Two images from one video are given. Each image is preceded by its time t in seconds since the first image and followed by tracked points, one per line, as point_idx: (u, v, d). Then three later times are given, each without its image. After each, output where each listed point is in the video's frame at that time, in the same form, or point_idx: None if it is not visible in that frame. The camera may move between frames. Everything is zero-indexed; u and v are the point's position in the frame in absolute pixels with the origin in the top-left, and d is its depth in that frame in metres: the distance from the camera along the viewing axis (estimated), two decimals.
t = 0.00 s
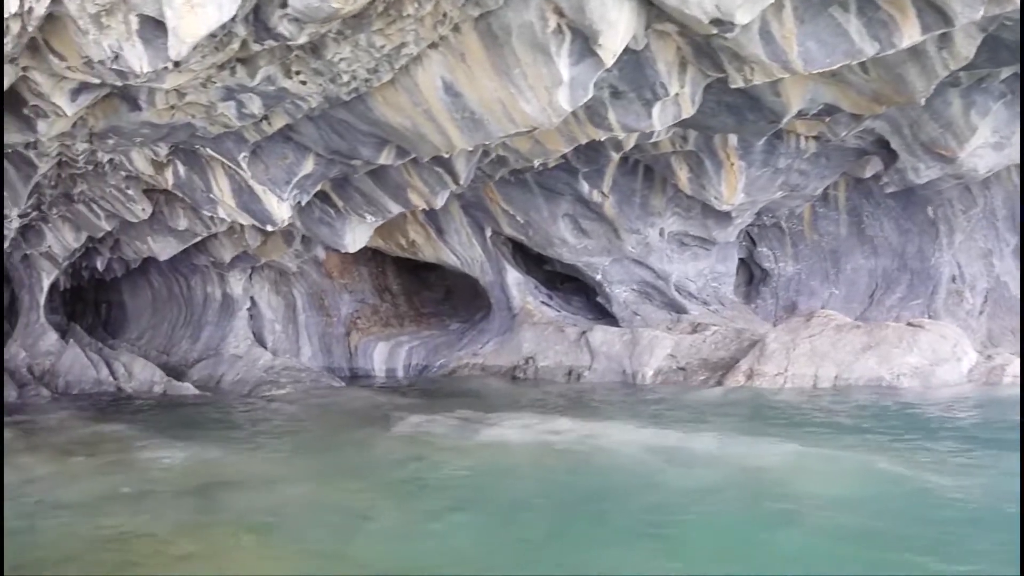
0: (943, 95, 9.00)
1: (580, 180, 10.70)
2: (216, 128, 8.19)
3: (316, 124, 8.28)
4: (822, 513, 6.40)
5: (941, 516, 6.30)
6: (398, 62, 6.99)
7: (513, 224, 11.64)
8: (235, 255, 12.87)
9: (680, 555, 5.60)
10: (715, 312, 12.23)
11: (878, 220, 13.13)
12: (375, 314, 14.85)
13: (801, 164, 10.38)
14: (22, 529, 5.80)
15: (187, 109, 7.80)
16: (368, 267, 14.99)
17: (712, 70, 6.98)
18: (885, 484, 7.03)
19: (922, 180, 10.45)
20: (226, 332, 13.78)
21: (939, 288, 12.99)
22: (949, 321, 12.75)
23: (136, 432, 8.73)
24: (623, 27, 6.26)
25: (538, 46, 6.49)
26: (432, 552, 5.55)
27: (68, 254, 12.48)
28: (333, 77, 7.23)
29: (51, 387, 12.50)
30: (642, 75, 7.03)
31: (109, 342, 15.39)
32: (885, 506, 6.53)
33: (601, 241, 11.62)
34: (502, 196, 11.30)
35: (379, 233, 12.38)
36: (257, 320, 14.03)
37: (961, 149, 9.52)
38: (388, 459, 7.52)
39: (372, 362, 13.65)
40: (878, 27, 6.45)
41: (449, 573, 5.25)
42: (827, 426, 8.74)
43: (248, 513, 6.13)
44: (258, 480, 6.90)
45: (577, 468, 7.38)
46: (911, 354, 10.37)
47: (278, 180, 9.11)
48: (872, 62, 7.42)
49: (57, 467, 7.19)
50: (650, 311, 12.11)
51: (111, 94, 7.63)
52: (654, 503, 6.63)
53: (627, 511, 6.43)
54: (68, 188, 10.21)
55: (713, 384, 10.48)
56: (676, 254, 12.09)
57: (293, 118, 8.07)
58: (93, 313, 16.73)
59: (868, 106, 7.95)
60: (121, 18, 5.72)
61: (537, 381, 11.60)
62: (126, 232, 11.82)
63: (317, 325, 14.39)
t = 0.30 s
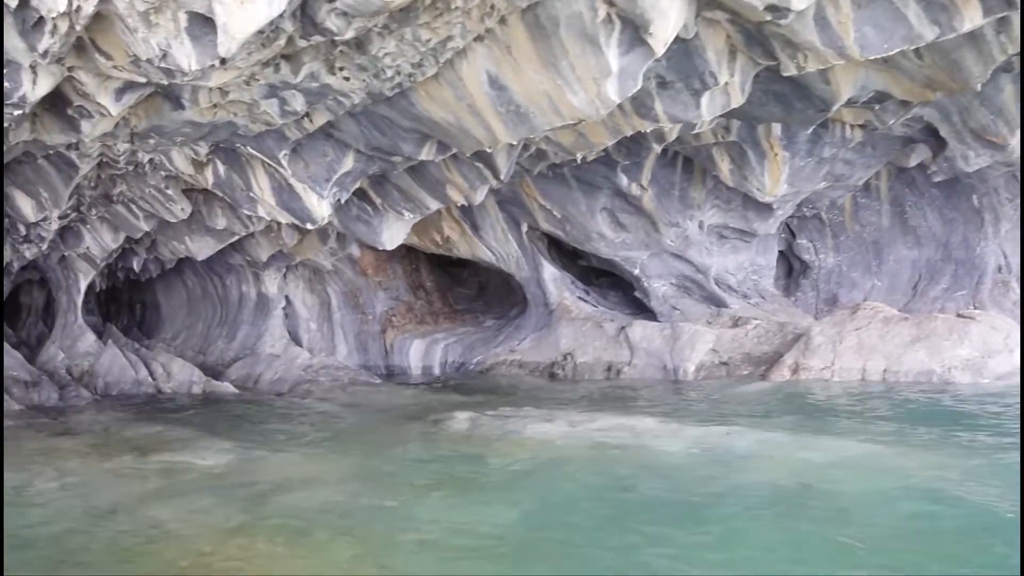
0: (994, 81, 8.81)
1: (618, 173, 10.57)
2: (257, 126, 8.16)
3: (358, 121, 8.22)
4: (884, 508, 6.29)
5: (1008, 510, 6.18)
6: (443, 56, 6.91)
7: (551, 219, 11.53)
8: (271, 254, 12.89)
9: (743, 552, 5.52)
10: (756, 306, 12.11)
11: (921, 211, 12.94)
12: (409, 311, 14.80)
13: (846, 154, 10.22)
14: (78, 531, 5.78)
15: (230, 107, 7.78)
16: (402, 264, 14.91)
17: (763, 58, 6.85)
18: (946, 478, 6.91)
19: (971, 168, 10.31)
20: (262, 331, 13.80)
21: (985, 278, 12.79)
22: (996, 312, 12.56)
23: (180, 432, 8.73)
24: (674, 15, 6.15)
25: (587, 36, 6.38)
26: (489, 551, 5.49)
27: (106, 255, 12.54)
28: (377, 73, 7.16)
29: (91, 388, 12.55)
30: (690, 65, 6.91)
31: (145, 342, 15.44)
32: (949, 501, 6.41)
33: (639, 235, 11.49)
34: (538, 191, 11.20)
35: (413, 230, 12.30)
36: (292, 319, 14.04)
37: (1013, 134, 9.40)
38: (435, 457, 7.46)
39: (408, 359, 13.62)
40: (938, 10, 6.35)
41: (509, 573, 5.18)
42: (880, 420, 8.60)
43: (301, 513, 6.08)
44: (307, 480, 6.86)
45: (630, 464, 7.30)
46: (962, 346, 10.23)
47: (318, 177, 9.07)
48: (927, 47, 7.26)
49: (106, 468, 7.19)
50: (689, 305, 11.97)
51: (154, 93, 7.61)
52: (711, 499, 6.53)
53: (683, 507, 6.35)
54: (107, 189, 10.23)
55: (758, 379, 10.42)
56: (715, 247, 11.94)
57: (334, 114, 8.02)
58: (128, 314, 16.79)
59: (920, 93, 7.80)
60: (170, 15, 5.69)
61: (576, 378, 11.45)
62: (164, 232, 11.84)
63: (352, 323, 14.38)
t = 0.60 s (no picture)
0: None
1: (659, 174, 10.46)
2: (300, 130, 8.14)
3: (400, 124, 8.18)
4: (947, 510, 6.17)
5: None
6: (489, 57, 6.84)
7: (588, 221, 11.42)
8: (308, 258, 12.91)
9: (805, 556, 5.44)
10: (798, 307, 11.91)
11: (966, 208, 12.70)
12: (445, 314, 14.71)
13: (893, 151, 10.06)
14: (132, 536, 5.78)
15: (274, 112, 7.77)
16: (436, 267, 14.78)
17: (816, 54, 6.74)
18: (1009, 480, 6.78)
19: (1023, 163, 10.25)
20: (299, 336, 13.78)
21: None
22: None
23: (225, 437, 8.72)
24: (728, 11, 6.08)
25: (637, 34, 6.31)
26: (548, 556, 5.42)
27: (145, 260, 12.60)
28: (422, 75, 7.11)
29: (131, 393, 12.61)
30: (741, 63, 6.80)
31: (181, 346, 15.49)
32: (1014, 504, 6.29)
33: (679, 236, 11.36)
34: (577, 193, 11.10)
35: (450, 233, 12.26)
36: (328, 323, 14.05)
37: None
38: (483, 462, 7.39)
39: (445, 362, 13.60)
40: (999, 4, 6.21)
41: None
42: (934, 422, 8.45)
43: (353, 518, 6.04)
44: (356, 485, 6.82)
45: (684, 468, 7.21)
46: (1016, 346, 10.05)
47: (359, 181, 9.04)
48: (985, 41, 7.15)
49: (155, 472, 7.19)
50: (730, 306, 11.80)
51: (199, 98, 7.60)
52: (767, 501, 6.44)
53: (741, 510, 6.26)
54: (148, 195, 10.26)
55: (804, 380, 10.22)
56: (757, 248, 11.77)
57: (378, 117, 7.98)
58: (164, 318, 16.87)
59: (975, 88, 7.69)
60: (220, 19, 5.68)
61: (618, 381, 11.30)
62: (202, 237, 11.88)
63: (388, 327, 14.33)
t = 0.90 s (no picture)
0: None
1: (713, 165, 10.30)
2: (356, 122, 8.11)
3: (455, 115, 8.09)
4: None
5: None
6: (550, 47, 6.73)
7: (639, 215, 11.26)
8: (356, 252, 12.92)
9: (880, 554, 5.33)
10: (855, 302, 11.64)
11: None
12: (491, 309, 14.51)
13: (957, 142, 9.88)
14: (198, 527, 5.78)
15: (330, 103, 7.74)
16: (483, 261, 14.64)
17: (887, 41, 6.61)
18: None
19: None
20: (345, 329, 13.93)
21: None
22: None
23: (279, 429, 8.73)
24: None
25: (705, 21, 6.21)
26: (619, 555, 5.33)
27: (195, 253, 12.70)
28: (481, 65, 7.02)
29: (181, 385, 12.71)
30: (809, 50, 6.67)
31: (228, 339, 15.57)
32: None
33: (732, 230, 11.19)
34: (628, 186, 10.96)
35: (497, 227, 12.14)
36: (374, 317, 14.08)
37: None
38: (544, 458, 7.30)
39: (492, 357, 13.52)
40: None
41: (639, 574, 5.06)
42: (1003, 420, 8.25)
43: (415, 512, 5.99)
44: (415, 479, 6.77)
45: (747, 465, 7.08)
46: None
47: (412, 173, 8.99)
48: None
49: (214, 464, 7.20)
50: (785, 301, 11.56)
51: (256, 89, 7.59)
52: (835, 499, 6.31)
53: (809, 508, 6.13)
54: (200, 188, 10.30)
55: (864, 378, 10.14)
56: (812, 242, 11.58)
57: (433, 109, 7.91)
58: (210, 311, 17.00)
59: None
60: (284, 8, 5.66)
61: (669, 376, 11.25)
62: (253, 230, 11.94)
63: (435, 321, 14.25)
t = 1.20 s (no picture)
0: None
1: (765, 167, 10.15)
2: (406, 124, 8.05)
3: (507, 117, 7.99)
4: None
5: None
6: (607, 47, 6.63)
7: (687, 218, 11.11)
8: (400, 255, 12.89)
9: (953, 564, 5.17)
10: (909, 307, 11.41)
11: None
12: (534, 312, 14.40)
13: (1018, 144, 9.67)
14: (254, 531, 5.73)
15: (381, 106, 7.69)
16: (526, 265, 14.54)
17: (956, 39, 6.45)
18: None
19: None
20: (387, 333, 13.85)
21: None
22: None
23: (328, 433, 8.70)
24: None
25: (770, 18, 6.08)
26: (684, 564, 5.17)
27: (240, 257, 12.76)
28: (535, 66, 6.92)
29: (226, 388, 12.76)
30: (874, 49, 6.53)
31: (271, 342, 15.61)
32: None
33: (783, 233, 11.01)
34: (676, 189, 10.81)
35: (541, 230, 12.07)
36: (416, 320, 14.04)
37: None
38: (599, 464, 7.18)
39: (536, 361, 13.47)
40: None
41: None
42: None
43: (475, 518, 5.89)
44: (471, 486, 6.67)
45: (808, 472, 6.92)
46: None
47: (461, 176, 8.91)
48: None
49: (266, 468, 7.16)
50: (836, 306, 11.39)
51: (308, 92, 7.56)
52: (902, 507, 6.15)
53: (875, 516, 5.97)
54: (248, 191, 10.32)
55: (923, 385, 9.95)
56: (865, 246, 11.34)
57: (485, 111, 7.83)
58: (252, 314, 17.07)
59: None
60: (343, 8, 5.62)
61: (718, 381, 11.09)
62: (298, 234, 11.97)
63: (477, 325, 14.18)
